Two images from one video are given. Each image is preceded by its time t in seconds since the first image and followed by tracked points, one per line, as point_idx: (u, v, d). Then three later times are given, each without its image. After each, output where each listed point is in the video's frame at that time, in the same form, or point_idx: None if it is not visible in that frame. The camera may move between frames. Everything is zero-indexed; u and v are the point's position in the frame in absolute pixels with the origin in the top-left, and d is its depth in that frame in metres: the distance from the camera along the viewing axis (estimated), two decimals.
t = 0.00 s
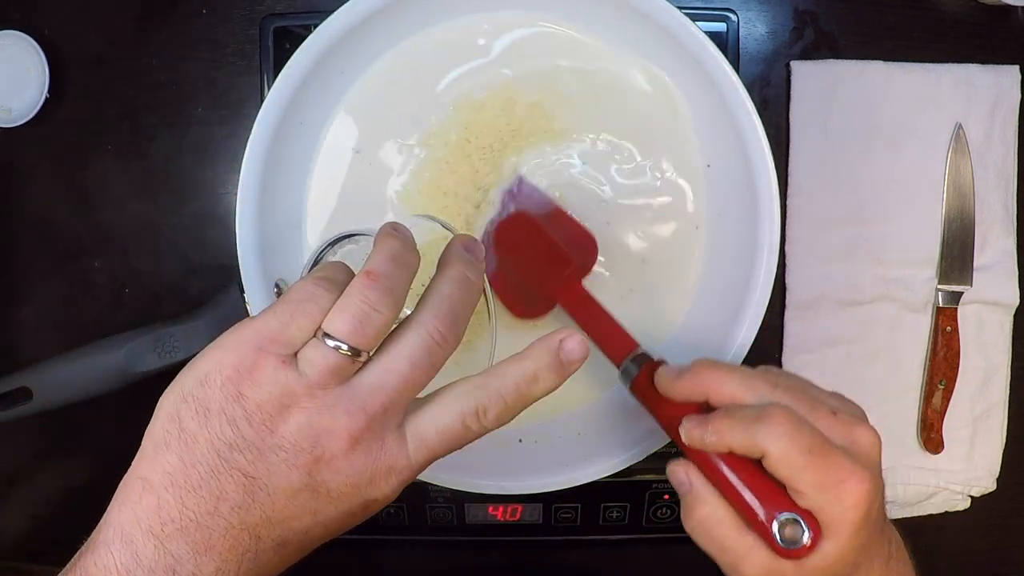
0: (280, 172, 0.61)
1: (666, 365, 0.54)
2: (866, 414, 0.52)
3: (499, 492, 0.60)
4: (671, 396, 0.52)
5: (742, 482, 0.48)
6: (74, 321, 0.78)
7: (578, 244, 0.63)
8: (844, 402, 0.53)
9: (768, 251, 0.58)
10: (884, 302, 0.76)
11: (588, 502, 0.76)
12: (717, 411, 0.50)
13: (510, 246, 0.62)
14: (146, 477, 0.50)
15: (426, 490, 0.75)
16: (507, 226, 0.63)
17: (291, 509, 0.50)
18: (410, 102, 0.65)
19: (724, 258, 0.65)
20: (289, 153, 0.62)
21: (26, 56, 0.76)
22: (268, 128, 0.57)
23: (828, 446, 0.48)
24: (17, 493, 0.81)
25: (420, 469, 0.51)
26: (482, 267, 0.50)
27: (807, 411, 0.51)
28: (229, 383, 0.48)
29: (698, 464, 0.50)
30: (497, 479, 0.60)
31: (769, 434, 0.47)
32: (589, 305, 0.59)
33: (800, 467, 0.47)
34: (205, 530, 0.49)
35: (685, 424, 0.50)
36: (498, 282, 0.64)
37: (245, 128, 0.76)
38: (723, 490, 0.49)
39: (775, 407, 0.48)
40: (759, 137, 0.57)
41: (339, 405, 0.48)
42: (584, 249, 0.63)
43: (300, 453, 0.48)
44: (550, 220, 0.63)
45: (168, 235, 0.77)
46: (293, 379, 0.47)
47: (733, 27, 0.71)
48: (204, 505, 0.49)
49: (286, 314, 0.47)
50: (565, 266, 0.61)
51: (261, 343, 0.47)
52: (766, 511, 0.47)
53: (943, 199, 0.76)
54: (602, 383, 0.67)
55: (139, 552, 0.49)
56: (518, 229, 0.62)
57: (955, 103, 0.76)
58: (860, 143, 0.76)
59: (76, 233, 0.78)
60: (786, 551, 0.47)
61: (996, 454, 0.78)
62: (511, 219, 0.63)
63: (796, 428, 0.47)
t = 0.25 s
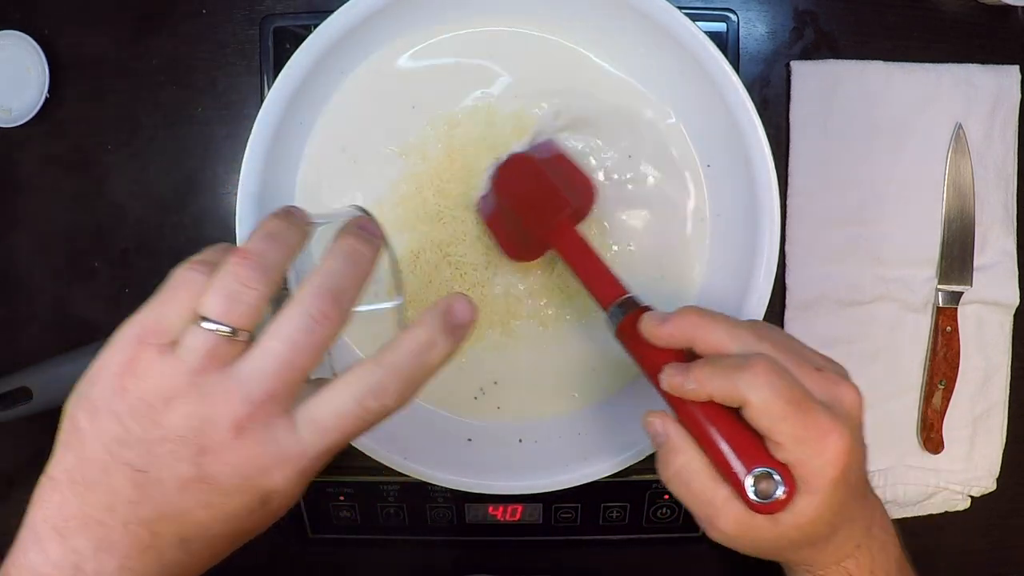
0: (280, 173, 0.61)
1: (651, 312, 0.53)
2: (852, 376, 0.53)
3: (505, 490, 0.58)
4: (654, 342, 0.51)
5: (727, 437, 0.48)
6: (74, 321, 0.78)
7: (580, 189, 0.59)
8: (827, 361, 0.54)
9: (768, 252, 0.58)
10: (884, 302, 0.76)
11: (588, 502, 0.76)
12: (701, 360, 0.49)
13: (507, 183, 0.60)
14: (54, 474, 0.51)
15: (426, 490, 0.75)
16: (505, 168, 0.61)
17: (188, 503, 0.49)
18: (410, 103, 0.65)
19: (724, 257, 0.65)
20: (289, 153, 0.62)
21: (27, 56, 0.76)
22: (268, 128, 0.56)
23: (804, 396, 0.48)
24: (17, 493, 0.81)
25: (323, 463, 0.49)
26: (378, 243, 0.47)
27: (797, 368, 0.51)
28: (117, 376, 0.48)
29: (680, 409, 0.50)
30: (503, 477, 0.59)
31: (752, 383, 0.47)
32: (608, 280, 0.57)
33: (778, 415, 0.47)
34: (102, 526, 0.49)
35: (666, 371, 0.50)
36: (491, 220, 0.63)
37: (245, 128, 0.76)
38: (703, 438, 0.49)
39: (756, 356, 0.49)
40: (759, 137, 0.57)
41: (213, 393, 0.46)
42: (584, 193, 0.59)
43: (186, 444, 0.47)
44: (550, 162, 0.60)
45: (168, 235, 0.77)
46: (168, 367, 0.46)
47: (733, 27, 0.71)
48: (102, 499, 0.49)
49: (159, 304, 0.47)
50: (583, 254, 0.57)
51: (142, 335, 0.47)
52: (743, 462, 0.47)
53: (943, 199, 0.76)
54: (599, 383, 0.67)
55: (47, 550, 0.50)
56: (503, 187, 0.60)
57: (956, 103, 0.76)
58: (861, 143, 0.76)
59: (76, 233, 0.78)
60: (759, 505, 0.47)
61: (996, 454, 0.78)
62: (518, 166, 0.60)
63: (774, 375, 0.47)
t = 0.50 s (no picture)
0: (280, 173, 0.61)
1: (707, 337, 0.52)
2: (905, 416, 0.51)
3: (510, 491, 0.58)
4: (701, 366, 0.51)
5: (767, 464, 0.47)
6: (74, 321, 0.78)
7: (644, 215, 0.60)
8: (878, 398, 0.52)
9: (768, 252, 0.58)
10: (884, 302, 0.76)
11: (588, 502, 0.76)
12: (753, 387, 0.48)
13: (569, 212, 0.60)
14: None
15: (426, 490, 0.75)
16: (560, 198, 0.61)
17: None
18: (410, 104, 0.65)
19: (724, 255, 0.65)
20: (289, 154, 0.62)
21: (27, 56, 0.76)
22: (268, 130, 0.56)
23: (857, 434, 0.47)
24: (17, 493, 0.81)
25: None
26: None
27: (845, 399, 0.49)
28: None
29: (727, 439, 0.49)
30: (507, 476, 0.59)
31: (801, 417, 0.45)
32: (644, 274, 0.57)
33: (824, 451, 0.45)
34: None
35: (715, 395, 0.48)
36: (552, 242, 0.62)
37: (245, 128, 0.76)
38: (749, 468, 0.47)
39: (809, 386, 0.47)
40: (759, 136, 0.57)
41: None
42: (645, 218, 0.60)
43: None
44: (619, 189, 0.61)
45: (168, 235, 0.77)
46: None
47: (732, 27, 0.71)
48: None
49: None
50: (622, 230, 0.58)
51: None
52: (775, 491, 0.46)
53: (943, 199, 0.76)
54: (600, 383, 0.66)
55: None
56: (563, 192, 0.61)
57: (956, 103, 0.76)
58: (861, 143, 0.76)
59: (76, 233, 0.78)
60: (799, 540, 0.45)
61: (996, 454, 0.78)
62: (581, 184, 0.61)
63: (828, 410, 0.46)
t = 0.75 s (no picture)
0: (280, 174, 0.61)
1: (555, 343, 0.51)
2: (766, 401, 0.47)
3: (509, 491, 0.58)
4: (550, 377, 0.48)
5: (621, 464, 0.43)
6: (74, 321, 0.78)
7: (487, 226, 0.60)
8: (733, 381, 0.49)
9: (768, 251, 0.58)
10: (884, 302, 0.76)
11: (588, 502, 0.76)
12: (591, 395, 0.45)
13: (420, 226, 0.62)
14: None
15: (426, 490, 0.75)
16: (416, 212, 0.63)
17: None
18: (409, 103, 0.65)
19: (726, 255, 0.64)
20: (289, 154, 0.61)
21: (28, 57, 0.76)
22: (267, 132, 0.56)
23: (694, 425, 0.43)
24: (18, 493, 0.81)
25: None
26: None
27: (686, 391, 0.46)
28: None
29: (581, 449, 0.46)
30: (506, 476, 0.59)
31: (635, 417, 0.42)
32: (488, 283, 0.57)
33: (665, 450, 0.42)
34: None
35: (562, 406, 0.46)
36: (411, 267, 0.64)
37: (245, 128, 0.76)
38: (609, 484, 0.44)
39: (644, 386, 0.44)
40: (759, 137, 0.57)
41: None
42: (490, 228, 0.61)
43: None
44: (465, 204, 0.61)
45: (168, 235, 0.77)
46: None
47: (732, 27, 0.71)
48: None
49: None
50: (465, 250, 0.59)
51: None
52: (634, 493, 0.42)
53: (943, 199, 0.76)
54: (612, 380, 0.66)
55: None
56: (422, 214, 0.62)
57: (956, 103, 0.76)
58: (861, 143, 0.76)
59: (76, 233, 0.78)
60: (662, 541, 0.43)
61: (996, 454, 0.78)
62: (423, 206, 0.62)
63: (659, 406, 0.43)
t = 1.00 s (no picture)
0: (280, 174, 0.61)
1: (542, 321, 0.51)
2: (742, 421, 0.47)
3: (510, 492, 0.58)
4: (528, 354, 0.48)
5: (579, 460, 0.44)
6: (74, 321, 0.78)
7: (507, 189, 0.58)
8: (714, 390, 0.49)
9: (768, 252, 0.58)
10: (885, 302, 0.76)
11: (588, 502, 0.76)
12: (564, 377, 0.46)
13: (451, 198, 0.59)
14: None
15: (426, 490, 0.75)
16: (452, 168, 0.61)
17: None
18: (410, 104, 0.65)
19: (726, 255, 0.64)
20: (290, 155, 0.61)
21: (27, 56, 0.76)
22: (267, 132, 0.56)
23: (654, 426, 0.44)
24: (18, 493, 0.81)
25: None
26: None
27: (652, 387, 0.46)
28: None
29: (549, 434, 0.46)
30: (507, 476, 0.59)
31: (594, 410, 0.43)
32: (502, 258, 0.55)
33: (620, 448, 0.43)
34: None
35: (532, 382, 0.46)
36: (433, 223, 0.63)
37: (245, 128, 0.76)
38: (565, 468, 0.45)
39: (613, 379, 0.45)
40: (759, 136, 0.57)
41: None
42: (511, 195, 0.58)
43: None
44: (499, 169, 0.59)
45: (168, 234, 0.77)
46: None
47: (733, 27, 0.71)
48: None
49: None
50: (487, 214, 0.57)
51: None
52: (589, 493, 0.43)
53: (943, 199, 0.76)
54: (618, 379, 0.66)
55: None
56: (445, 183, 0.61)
57: (956, 103, 0.76)
58: (861, 143, 0.76)
59: (76, 233, 0.78)
60: (603, 542, 0.43)
61: (996, 454, 0.78)
62: (457, 166, 0.60)
63: (625, 403, 0.43)
